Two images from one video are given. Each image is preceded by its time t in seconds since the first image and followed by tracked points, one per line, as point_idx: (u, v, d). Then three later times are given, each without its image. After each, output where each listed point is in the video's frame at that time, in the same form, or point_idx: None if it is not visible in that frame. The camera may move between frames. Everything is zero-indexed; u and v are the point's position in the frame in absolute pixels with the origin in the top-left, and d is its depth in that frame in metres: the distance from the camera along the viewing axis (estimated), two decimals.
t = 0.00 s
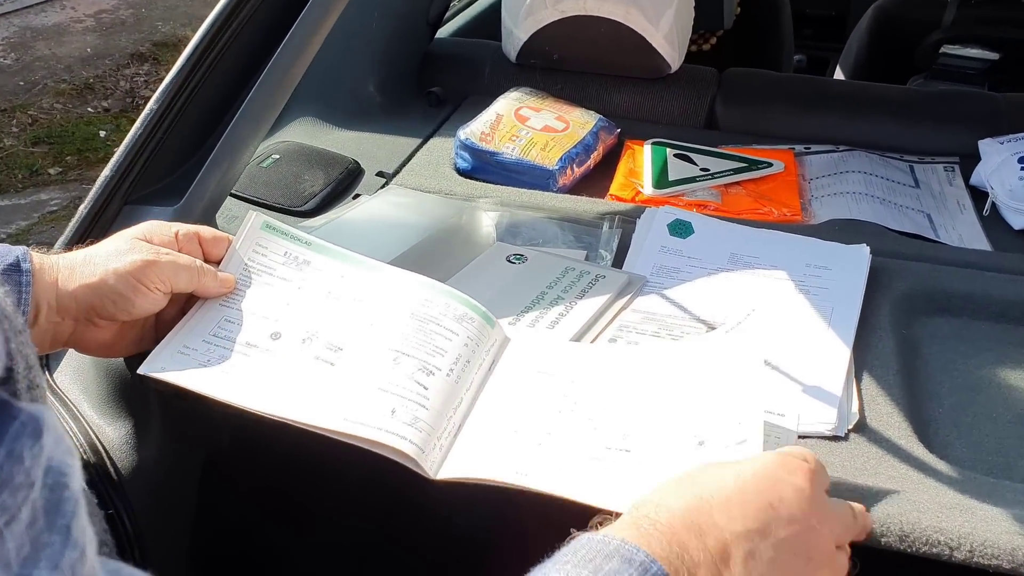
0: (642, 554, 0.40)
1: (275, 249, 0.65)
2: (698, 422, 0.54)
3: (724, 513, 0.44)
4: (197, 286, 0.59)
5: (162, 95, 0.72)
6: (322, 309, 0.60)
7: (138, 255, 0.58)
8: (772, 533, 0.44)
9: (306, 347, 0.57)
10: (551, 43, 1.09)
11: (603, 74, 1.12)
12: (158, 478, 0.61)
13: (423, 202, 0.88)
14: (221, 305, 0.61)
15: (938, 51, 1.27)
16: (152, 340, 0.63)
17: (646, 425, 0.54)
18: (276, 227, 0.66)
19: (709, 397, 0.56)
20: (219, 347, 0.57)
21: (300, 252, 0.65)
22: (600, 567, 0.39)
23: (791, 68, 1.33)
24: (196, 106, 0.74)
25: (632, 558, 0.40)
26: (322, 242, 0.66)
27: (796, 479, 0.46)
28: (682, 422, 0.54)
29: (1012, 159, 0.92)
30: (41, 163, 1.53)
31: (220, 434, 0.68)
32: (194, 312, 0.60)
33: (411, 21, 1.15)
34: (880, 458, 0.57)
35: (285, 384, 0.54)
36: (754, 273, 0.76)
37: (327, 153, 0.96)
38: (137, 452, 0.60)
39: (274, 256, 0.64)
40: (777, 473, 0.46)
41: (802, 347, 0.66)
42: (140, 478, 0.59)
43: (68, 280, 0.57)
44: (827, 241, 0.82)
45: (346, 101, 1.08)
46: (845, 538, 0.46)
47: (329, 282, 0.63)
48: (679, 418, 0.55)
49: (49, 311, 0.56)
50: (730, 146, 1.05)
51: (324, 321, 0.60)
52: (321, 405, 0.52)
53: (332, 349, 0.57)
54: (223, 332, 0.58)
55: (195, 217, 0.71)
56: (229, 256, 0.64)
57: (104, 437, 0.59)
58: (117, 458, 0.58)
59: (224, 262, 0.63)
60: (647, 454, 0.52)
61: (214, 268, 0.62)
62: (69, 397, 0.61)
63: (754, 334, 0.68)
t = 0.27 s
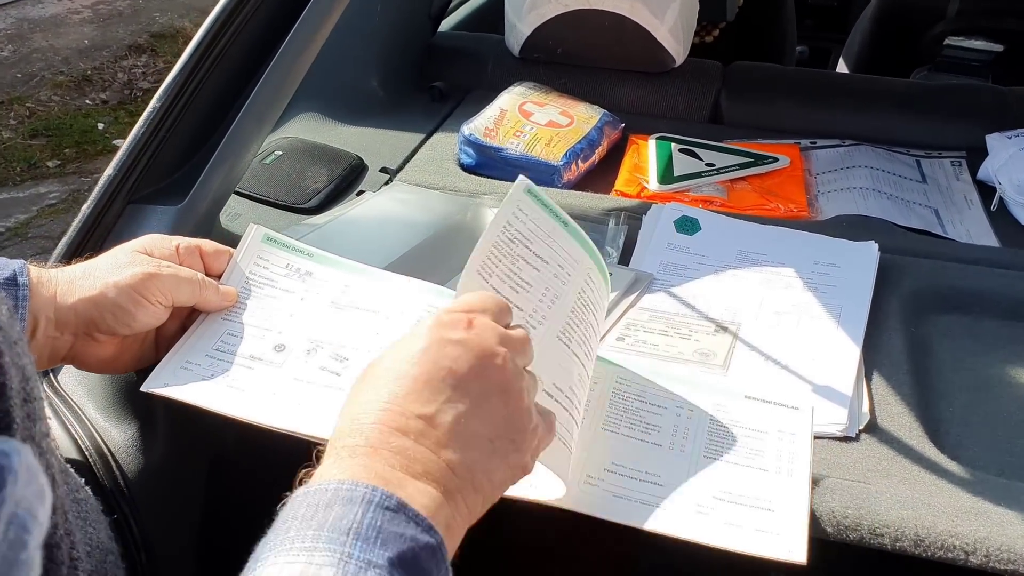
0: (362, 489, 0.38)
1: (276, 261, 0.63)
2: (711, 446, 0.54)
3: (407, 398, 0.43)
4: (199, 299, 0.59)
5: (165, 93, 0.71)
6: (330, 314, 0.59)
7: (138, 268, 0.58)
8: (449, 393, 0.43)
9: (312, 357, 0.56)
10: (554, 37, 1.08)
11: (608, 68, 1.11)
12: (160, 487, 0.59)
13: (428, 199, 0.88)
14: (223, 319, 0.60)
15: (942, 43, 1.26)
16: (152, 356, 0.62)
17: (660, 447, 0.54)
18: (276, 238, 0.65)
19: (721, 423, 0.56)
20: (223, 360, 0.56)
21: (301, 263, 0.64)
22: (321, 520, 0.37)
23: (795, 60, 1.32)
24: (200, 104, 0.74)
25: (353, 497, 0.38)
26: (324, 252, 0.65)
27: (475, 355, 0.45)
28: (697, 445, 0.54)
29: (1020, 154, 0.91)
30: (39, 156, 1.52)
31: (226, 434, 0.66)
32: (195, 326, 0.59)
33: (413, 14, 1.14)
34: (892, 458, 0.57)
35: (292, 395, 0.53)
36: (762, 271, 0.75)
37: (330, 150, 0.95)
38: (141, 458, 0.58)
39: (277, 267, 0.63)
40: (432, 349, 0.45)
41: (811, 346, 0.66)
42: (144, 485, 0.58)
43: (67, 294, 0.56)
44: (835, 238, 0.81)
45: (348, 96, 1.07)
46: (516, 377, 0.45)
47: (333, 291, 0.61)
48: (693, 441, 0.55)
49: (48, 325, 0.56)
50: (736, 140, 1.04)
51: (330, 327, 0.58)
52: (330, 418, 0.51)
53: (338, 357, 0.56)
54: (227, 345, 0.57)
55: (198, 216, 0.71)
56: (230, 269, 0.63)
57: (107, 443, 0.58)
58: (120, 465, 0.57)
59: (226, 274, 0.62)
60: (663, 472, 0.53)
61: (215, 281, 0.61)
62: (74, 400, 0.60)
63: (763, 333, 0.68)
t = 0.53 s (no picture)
0: (214, 431, 0.43)
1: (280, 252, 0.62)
2: (712, 443, 0.54)
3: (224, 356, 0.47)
4: (200, 304, 0.59)
5: (166, 90, 0.71)
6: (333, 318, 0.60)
7: (139, 274, 0.57)
8: (262, 351, 0.49)
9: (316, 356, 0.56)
10: (554, 33, 1.08)
11: (607, 64, 1.11)
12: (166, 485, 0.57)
13: (428, 196, 0.88)
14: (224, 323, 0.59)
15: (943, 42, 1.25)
16: (155, 363, 0.61)
17: (662, 443, 0.53)
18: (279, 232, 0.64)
19: (722, 422, 0.55)
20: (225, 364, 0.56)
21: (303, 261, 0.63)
22: (191, 456, 0.42)
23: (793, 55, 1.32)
24: (200, 101, 0.74)
25: (210, 437, 0.43)
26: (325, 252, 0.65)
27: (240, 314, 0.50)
28: (698, 443, 0.54)
29: (1020, 150, 0.91)
30: (35, 151, 1.51)
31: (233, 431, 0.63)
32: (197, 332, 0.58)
33: (412, 10, 1.13)
34: (894, 455, 0.57)
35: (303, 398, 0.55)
36: (762, 267, 0.75)
37: (329, 146, 0.94)
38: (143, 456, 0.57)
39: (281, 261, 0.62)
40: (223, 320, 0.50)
41: (813, 343, 0.66)
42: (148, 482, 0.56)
43: (68, 300, 0.55)
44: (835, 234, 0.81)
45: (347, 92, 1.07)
46: (312, 333, 0.52)
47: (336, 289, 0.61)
48: (695, 438, 0.54)
49: (48, 332, 0.55)
50: (736, 136, 1.04)
51: (334, 330, 0.59)
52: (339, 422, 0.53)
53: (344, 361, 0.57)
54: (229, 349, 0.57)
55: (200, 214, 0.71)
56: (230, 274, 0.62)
57: (109, 441, 0.57)
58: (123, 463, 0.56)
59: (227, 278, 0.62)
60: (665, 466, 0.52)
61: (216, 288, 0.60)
62: (77, 403, 0.60)
63: (764, 330, 0.68)
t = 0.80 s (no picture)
0: (190, 436, 0.44)
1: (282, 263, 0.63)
2: (710, 442, 0.54)
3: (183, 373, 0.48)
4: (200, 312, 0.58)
5: (165, 94, 0.71)
6: (331, 327, 0.60)
7: (138, 280, 0.57)
8: (226, 361, 0.49)
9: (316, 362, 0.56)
10: (552, 34, 1.08)
11: (605, 65, 1.11)
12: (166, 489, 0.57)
13: (428, 197, 0.88)
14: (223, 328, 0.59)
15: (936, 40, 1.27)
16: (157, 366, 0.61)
17: (661, 442, 0.54)
18: (283, 238, 0.64)
19: (720, 422, 0.55)
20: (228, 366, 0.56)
21: (303, 265, 0.63)
22: (172, 455, 0.42)
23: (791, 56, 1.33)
24: (199, 104, 0.74)
25: (187, 440, 0.43)
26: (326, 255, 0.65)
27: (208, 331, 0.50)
28: (697, 443, 0.54)
29: (1017, 148, 0.91)
30: (34, 155, 1.52)
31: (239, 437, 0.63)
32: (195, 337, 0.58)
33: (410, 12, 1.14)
34: (892, 452, 0.57)
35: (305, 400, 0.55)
36: (760, 266, 0.76)
37: (329, 148, 0.95)
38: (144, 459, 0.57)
39: (282, 269, 0.63)
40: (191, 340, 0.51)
41: (811, 341, 0.66)
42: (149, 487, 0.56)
43: (67, 306, 0.56)
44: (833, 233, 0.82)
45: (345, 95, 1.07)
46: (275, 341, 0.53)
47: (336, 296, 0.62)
48: (693, 437, 0.54)
49: (48, 336, 0.56)
50: (734, 136, 1.04)
51: (332, 338, 0.59)
52: (339, 425, 0.53)
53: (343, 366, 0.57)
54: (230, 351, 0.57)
55: (200, 216, 0.71)
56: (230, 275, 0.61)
57: (111, 443, 0.57)
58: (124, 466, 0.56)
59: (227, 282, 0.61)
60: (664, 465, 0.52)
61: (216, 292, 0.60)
62: (80, 404, 0.60)
63: (762, 329, 0.68)
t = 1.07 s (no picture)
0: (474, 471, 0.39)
1: (265, 271, 0.63)
2: (698, 441, 0.54)
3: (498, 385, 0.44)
4: (188, 312, 0.57)
5: (151, 95, 0.70)
6: (317, 330, 0.59)
7: (126, 283, 0.56)
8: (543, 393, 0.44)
9: (301, 367, 0.56)
10: (538, 38, 1.08)
11: (591, 69, 1.11)
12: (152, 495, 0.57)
13: (414, 199, 0.88)
14: (212, 329, 0.59)
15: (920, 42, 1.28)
16: (145, 366, 0.60)
17: (650, 444, 0.54)
18: (265, 246, 0.64)
19: (707, 424, 0.56)
20: (214, 369, 0.55)
21: (287, 271, 0.63)
22: (438, 496, 0.37)
23: (775, 60, 1.33)
24: (186, 106, 0.73)
25: (467, 484, 0.38)
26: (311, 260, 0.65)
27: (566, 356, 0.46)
28: (686, 443, 0.54)
29: (998, 151, 0.92)
30: (15, 157, 1.50)
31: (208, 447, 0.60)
32: (185, 339, 0.58)
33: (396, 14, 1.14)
34: (878, 453, 0.57)
35: (289, 400, 0.53)
36: (747, 269, 0.76)
37: (315, 150, 0.94)
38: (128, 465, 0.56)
39: (265, 278, 0.62)
40: (531, 342, 0.47)
41: (797, 343, 0.66)
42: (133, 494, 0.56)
43: (54, 309, 0.55)
44: (818, 235, 0.82)
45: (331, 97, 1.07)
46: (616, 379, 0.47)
47: (323, 299, 0.61)
48: (682, 438, 0.55)
49: (35, 339, 0.55)
50: (719, 139, 1.05)
51: (317, 339, 0.58)
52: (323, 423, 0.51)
53: (328, 366, 0.56)
54: (217, 355, 0.56)
55: (186, 218, 0.71)
56: (218, 280, 0.61)
57: (96, 448, 0.56)
58: (109, 471, 0.56)
59: (216, 283, 0.61)
60: (653, 466, 0.53)
61: (204, 293, 0.59)
62: (65, 404, 0.59)
63: (748, 331, 0.69)
